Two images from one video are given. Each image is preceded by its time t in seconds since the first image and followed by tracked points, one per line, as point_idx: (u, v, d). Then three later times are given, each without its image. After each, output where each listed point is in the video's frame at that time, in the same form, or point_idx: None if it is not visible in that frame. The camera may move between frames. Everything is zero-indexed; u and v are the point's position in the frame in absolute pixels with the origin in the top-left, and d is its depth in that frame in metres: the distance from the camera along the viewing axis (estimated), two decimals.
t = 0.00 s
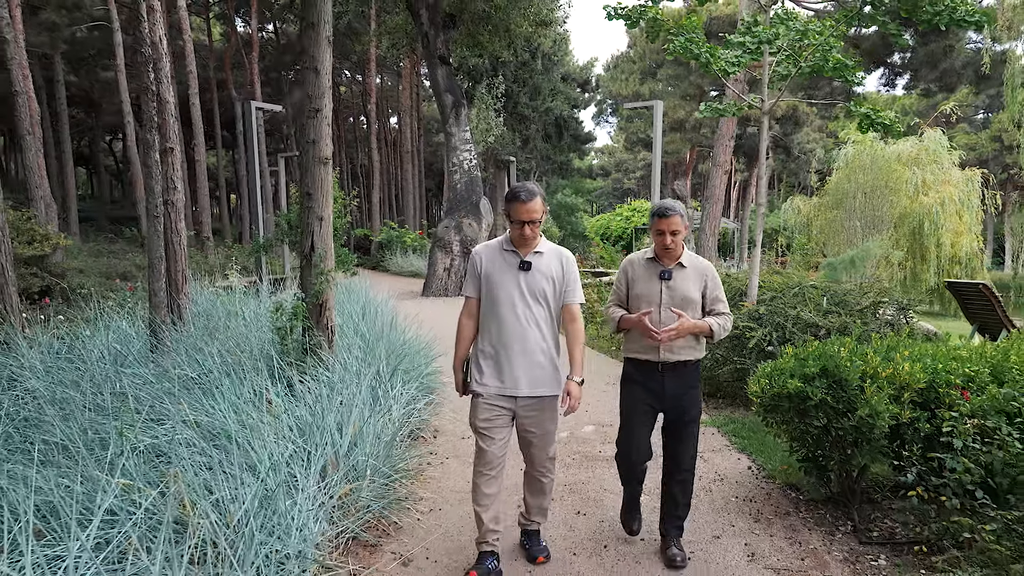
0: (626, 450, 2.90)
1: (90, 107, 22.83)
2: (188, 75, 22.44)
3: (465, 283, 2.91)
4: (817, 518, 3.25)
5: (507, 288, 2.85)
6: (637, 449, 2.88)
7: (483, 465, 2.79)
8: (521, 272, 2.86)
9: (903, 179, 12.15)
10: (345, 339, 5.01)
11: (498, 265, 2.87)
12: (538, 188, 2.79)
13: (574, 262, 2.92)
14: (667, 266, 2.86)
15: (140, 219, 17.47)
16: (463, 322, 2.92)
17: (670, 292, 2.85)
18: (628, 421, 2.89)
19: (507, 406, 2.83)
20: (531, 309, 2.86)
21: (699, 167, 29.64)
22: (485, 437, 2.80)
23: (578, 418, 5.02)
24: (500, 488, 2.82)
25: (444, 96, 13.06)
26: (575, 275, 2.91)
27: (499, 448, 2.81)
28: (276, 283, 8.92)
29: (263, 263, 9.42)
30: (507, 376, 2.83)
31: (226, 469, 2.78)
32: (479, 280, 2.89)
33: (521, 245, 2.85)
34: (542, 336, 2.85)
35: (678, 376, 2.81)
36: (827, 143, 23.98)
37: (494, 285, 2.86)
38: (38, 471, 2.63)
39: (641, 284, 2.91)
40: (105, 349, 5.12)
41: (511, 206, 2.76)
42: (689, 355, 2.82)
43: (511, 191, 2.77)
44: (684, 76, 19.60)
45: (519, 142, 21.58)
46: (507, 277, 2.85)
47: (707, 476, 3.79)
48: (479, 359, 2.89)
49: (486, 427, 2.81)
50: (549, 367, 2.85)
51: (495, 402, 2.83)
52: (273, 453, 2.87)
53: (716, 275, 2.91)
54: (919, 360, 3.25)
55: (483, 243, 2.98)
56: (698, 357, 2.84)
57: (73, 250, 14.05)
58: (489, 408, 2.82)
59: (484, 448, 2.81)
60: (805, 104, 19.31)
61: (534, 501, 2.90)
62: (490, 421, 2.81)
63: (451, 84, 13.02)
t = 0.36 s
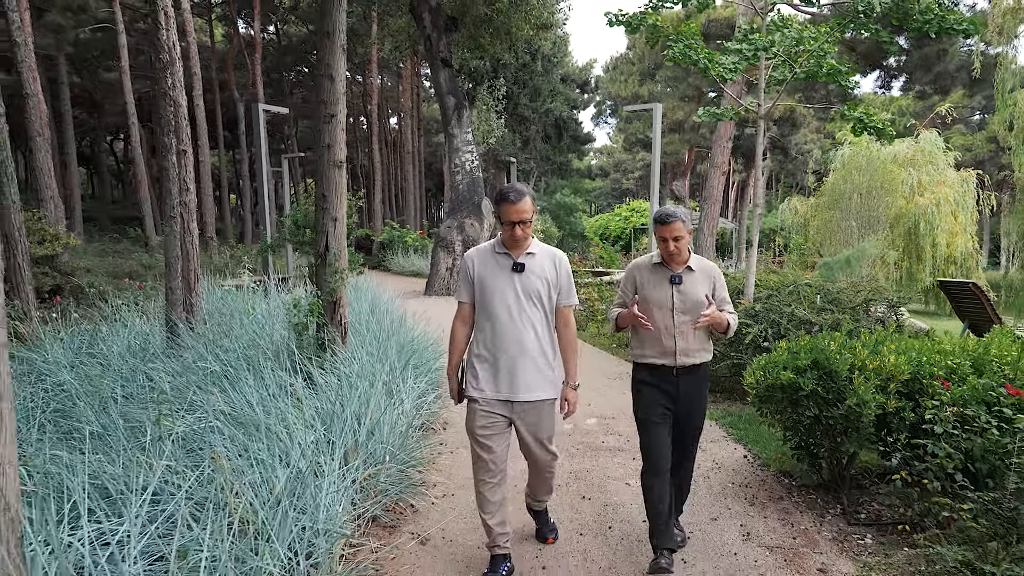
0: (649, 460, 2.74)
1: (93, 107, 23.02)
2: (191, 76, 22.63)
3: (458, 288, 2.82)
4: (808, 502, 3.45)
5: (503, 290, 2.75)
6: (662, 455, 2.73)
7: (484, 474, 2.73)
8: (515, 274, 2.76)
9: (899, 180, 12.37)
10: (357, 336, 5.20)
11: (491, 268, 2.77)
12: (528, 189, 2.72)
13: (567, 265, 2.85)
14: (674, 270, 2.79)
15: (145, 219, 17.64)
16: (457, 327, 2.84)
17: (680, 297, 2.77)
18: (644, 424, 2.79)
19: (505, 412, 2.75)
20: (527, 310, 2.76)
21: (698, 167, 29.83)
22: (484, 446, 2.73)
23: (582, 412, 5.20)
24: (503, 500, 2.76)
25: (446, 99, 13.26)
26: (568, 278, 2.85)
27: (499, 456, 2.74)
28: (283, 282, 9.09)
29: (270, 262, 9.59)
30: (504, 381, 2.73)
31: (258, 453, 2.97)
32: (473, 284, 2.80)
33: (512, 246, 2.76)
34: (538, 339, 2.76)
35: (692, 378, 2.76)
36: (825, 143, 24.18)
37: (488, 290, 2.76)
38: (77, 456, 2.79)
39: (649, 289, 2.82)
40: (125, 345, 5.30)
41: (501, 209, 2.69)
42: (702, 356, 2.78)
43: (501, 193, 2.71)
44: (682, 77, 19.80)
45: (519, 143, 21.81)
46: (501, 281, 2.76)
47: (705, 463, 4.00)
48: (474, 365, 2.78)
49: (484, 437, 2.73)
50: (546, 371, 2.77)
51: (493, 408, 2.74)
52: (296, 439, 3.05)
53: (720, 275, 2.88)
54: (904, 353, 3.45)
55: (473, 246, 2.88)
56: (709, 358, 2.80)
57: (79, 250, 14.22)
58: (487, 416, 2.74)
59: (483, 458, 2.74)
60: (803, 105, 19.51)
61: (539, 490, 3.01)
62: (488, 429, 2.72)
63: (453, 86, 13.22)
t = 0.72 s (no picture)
0: (642, 459, 2.79)
1: (95, 107, 23.18)
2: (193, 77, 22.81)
3: (451, 287, 2.78)
4: (795, 487, 3.65)
5: (495, 287, 2.75)
6: (655, 454, 2.78)
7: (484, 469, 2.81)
8: (507, 272, 2.77)
9: (893, 181, 12.63)
10: (364, 331, 5.40)
11: (483, 266, 2.77)
12: (517, 185, 2.70)
13: (559, 262, 2.86)
14: (662, 267, 2.86)
15: (148, 218, 17.78)
16: (450, 322, 2.77)
17: (668, 293, 2.85)
18: (639, 427, 2.80)
19: (499, 410, 2.73)
20: (520, 308, 2.75)
21: (696, 167, 30.06)
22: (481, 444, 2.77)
23: (581, 406, 5.36)
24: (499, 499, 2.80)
25: (447, 100, 13.45)
26: (559, 277, 2.86)
27: (497, 453, 2.78)
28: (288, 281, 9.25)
29: (275, 261, 9.75)
30: (496, 379, 2.71)
31: (277, 440, 3.15)
32: (466, 282, 2.78)
33: (504, 244, 2.77)
34: (532, 337, 2.75)
35: (685, 377, 2.77)
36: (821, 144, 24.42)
37: (480, 288, 2.76)
38: (107, 442, 2.97)
39: (639, 288, 2.89)
40: (140, 340, 5.48)
41: (491, 206, 2.69)
42: (693, 354, 2.79)
43: (490, 190, 2.70)
44: (680, 79, 20.01)
45: (518, 144, 22.01)
46: (493, 278, 2.76)
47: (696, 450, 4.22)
48: (467, 364, 2.78)
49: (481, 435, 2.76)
50: (539, 368, 2.74)
51: (484, 404, 2.73)
52: (312, 426, 3.24)
53: (709, 271, 2.93)
54: (886, 347, 3.65)
55: (466, 244, 2.88)
56: (701, 356, 2.81)
57: (84, 249, 14.38)
58: (485, 417, 2.74)
59: (480, 455, 2.79)
60: (799, 106, 19.75)
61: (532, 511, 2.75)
62: (485, 429, 2.74)
63: (454, 88, 13.41)
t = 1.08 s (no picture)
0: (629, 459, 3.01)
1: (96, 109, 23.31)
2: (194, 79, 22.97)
3: (452, 292, 2.93)
4: (775, 476, 3.87)
5: (494, 295, 2.87)
6: (639, 455, 2.98)
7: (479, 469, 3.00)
8: (507, 280, 2.87)
9: (887, 182, 12.87)
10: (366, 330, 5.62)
11: (484, 273, 2.89)
12: (520, 193, 2.82)
13: (560, 270, 2.95)
14: (646, 271, 2.98)
15: (149, 220, 17.94)
16: (451, 329, 2.92)
17: (650, 296, 2.96)
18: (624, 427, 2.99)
19: (495, 418, 2.85)
20: (517, 317, 2.85)
21: (693, 167, 30.25)
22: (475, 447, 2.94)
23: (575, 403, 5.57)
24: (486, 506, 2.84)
25: (445, 103, 13.63)
26: (560, 287, 2.95)
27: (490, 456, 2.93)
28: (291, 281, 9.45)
29: (278, 262, 9.95)
30: (493, 388, 2.83)
31: (288, 431, 3.35)
32: (466, 289, 2.93)
33: (505, 252, 2.87)
34: (528, 345, 2.85)
35: (662, 380, 2.87)
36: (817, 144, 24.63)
37: (480, 294, 2.88)
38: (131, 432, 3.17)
39: (623, 290, 3.03)
40: (150, 338, 5.69)
41: (493, 212, 2.80)
42: (671, 358, 2.86)
43: (495, 196, 2.82)
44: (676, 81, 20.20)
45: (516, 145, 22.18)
46: (493, 286, 2.88)
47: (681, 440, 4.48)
48: (464, 370, 2.91)
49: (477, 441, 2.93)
50: (536, 378, 2.84)
51: (481, 410, 2.85)
52: (320, 419, 3.45)
53: (696, 276, 3.00)
54: (861, 344, 3.86)
55: (469, 250, 3.00)
56: (682, 359, 2.88)
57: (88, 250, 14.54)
58: (483, 429, 2.88)
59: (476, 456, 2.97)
60: (794, 107, 19.93)
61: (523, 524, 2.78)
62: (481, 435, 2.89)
63: (453, 91, 13.59)
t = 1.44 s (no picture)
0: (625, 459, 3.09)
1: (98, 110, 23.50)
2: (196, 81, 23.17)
3: (451, 286, 3.13)
4: (758, 464, 4.08)
5: (494, 291, 3.03)
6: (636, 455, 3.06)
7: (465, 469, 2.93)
8: (507, 276, 3.03)
9: (880, 183, 13.11)
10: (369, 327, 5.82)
11: (484, 268, 3.06)
12: (523, 191, 3.00)
13: (560, 267, 3.09)
14: (649, 272, 3.05)
15: (152, 219, 18.14)
16: (448, 323, 3.14)
17: (651, 298, 3.03)
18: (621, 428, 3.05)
19: (491, 411, 2.98)
20: (516, 313, 3.01)
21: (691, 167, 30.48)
22: (466, 443, 2.94)
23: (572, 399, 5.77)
24: (485, 491, 3.01)
25: (445, 105, 13.83)
26: (562, 282, 3.08)
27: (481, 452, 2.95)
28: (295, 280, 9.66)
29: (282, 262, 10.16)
30: (490, 382, 2.98)
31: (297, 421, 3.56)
32: (465, 283, 3.10)
33: (507, 248, 3.04)
34: (524, 341, 2.99)
35: (660, 382, 2.91)
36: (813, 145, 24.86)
37: (479, 287, 3.05)
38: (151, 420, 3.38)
39: (624, 290, 3.11)
40: (160, 334, 5.89)
41: (497, 210, 2.97)
42: (670, 361, 2.91)
43: (498, 194, 2.99)
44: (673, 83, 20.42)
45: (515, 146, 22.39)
46: (492, 281, 3.04)
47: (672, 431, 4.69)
48: (462, 364, 3.06)
49: (468, 434, 2.96)
50: (532, 373, 2.99)
51: (477, 405, 2.96)
52: (329, 409, 3.66)
53: (700, 279, 3.06)
54: (841, 339, 4.08)
55: (470, 246, 3.17)
56: (681, 362, 2.92)
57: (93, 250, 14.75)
58: (472, 415, 2.96)
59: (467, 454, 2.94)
60: (790, 109, 20.17)
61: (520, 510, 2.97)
62: (469, 426, 2.95)
63: (453, 94, 13.80)
